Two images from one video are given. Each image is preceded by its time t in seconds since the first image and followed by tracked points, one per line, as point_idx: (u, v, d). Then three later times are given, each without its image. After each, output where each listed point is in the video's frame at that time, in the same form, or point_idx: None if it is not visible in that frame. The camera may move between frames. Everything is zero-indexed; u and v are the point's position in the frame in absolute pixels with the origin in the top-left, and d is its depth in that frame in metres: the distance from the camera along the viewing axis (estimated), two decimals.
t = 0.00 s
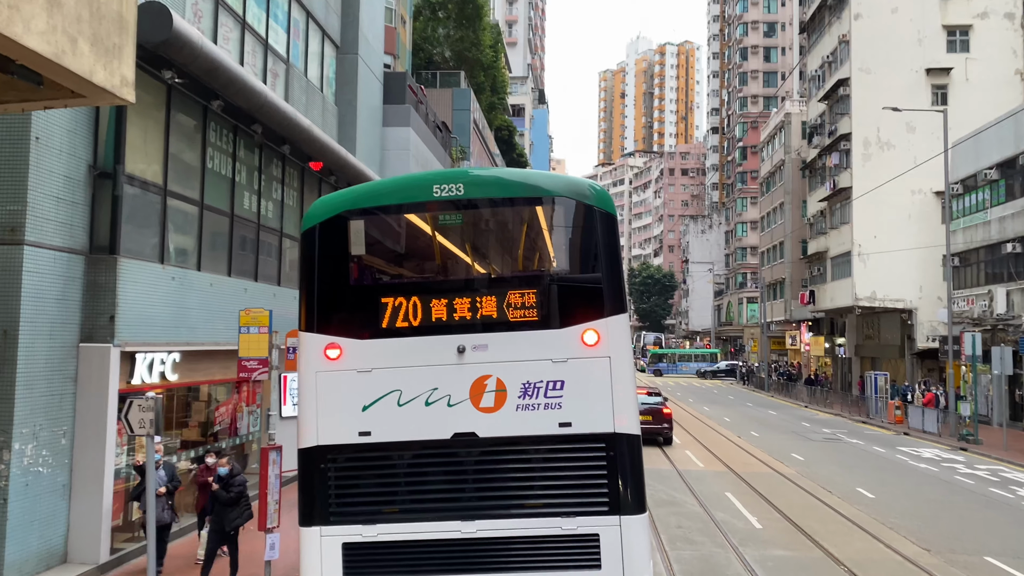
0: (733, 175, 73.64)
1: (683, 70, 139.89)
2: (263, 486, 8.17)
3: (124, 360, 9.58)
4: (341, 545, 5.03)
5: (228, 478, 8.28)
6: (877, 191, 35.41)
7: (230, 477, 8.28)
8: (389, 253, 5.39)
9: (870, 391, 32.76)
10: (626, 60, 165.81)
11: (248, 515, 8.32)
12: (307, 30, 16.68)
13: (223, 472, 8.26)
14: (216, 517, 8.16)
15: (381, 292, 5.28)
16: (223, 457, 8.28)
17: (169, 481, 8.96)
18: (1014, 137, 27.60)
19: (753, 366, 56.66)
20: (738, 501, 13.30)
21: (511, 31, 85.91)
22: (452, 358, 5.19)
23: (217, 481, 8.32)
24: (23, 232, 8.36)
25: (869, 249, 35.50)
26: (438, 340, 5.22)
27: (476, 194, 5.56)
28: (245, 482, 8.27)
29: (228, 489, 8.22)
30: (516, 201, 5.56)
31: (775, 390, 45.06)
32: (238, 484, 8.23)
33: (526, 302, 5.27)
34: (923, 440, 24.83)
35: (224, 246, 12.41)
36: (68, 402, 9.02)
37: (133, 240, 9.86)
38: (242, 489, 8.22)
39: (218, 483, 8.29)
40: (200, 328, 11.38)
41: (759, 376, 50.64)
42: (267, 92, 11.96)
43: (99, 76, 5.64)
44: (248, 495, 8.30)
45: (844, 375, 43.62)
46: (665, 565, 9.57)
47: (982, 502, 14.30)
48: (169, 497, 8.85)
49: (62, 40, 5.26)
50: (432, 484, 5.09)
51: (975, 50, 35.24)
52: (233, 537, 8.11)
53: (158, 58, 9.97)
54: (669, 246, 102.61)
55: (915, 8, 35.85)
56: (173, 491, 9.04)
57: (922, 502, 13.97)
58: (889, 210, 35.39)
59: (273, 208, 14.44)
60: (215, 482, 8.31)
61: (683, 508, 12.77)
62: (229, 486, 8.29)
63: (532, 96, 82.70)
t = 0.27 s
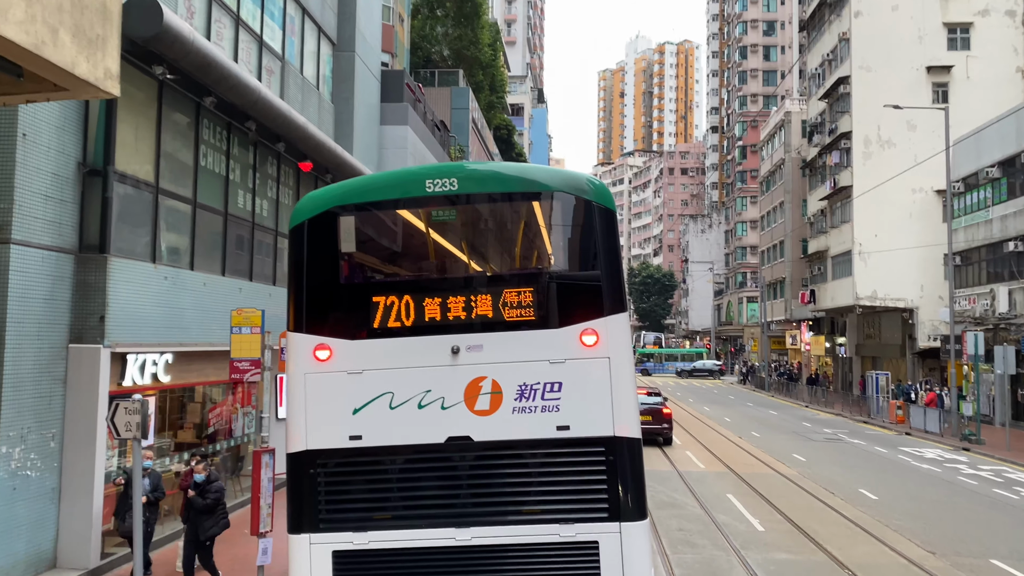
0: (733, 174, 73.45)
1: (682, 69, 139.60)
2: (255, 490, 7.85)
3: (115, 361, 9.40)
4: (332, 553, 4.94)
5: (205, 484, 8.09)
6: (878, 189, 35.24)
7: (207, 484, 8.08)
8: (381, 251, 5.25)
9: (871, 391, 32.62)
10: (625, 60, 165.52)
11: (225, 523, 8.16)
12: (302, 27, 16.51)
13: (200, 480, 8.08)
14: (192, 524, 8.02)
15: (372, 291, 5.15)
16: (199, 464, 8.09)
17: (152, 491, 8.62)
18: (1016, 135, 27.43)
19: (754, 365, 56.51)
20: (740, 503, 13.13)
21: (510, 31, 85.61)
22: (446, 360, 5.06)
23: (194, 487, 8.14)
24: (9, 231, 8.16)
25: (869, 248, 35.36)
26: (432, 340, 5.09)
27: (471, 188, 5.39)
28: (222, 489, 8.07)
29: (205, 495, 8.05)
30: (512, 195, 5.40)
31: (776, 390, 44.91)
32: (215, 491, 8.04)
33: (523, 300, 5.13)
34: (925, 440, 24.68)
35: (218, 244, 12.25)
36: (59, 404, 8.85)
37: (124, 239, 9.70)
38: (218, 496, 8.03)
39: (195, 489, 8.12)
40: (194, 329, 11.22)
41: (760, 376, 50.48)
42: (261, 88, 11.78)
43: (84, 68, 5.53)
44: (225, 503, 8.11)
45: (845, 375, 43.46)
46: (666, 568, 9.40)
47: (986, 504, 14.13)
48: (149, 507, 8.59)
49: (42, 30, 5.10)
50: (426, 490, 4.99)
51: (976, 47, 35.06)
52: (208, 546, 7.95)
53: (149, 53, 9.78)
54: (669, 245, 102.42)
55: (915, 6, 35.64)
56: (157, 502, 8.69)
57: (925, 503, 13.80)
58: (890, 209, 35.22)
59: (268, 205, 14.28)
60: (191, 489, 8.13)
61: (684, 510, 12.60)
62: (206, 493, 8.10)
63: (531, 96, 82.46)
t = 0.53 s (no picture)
0: (732, 174, 73.27)
1: (682, 69, 139.45)
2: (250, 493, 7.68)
3: (107, 362, 9.26)
4: (324, 559, 4.84)
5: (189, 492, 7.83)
6: (879, 189, 35.13)
7: (190, 493, 7.82)
8: (374, 249, 5.13)
9: (872, 391, 32.47)
10: (625, 59, 165.37)
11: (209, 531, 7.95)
12: (300, 26, 16.39)
13: (182, 488, 7.78)
14: (175, 531, 7.85)
15: (365, 290, 5.03)
16: (181, 473, 7.75)
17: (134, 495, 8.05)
18: (1018, 134, 27.29)
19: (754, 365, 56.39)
20: (741, 505, 12.99)
21: (509, 30, 85.41)
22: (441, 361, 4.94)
23: (177, 494, 7.89)
24: None
25: (870, 248, 35.24)
26: (426, 341, 4.97)
27: (468, 184, 5.26)
28: (207, 498, 7.86)
29: (188, 504, 7.83)
30: (510, 192, 5.28)
31: (776, 390, 44.80)
32: (199, 499, 7.82)
33: (520, 300, 5.01)
34: (927, 441, 24.58)
35: (213, 243, 12.13)
36: (51, 405, 8.72)
37: (117, 238, 9.57)
38: (203, 504, 7.82)
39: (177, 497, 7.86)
40: (188, 329, 11.08)
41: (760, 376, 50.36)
42: (257, 86, 11.66)
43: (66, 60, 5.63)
44: (209, 511, 7.90)
45: (846, 375, 43.35)
46: (665, 571, 9.27)
47: (990, 505, 14.00)
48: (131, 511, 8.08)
49: (26, 23, 5.21)
50: (421, 495, 4.88)
51: (977, 46, 34.94)
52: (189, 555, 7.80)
53: (142, 50, 9.65)
54: (668, 245, 102.32)
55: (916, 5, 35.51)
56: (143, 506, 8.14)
57: (928, 505, 13.68)
58: (891, 209, 35.10)
59: (265, 204, 14.15)
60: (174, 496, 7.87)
61: (685, 512, 12.47)
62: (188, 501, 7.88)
63: (530, 96, 82.33)
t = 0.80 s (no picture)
0: (732, 175, 73.19)
1: (681, 69, 139.44)
2: (246, 495, 7.57)
3: (102, 362, 9.16)
4: (318, 563, 4.76)
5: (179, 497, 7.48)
6: (879, 189, 35.06)
7: (180, 498, 7.46)
8: (371, 248, 5.03)
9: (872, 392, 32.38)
10: (624, 60, 165.27)
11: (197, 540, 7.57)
12: (299, 25, 16.32)
13: (171, 493, 7.41)
14: (161, 540, 7.46)
15: (361, 289, 4.94)
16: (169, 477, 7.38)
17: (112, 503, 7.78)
18: (1019, 133, 27.19)
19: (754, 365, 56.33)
20: (743, 506, 12.90)
21: (509, 30, 85.31)
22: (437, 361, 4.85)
23: (165, 500, 7.50)
24: None
25: (871, 248, 35.16)
26: (424, 341, 4.88)
27: (466, 181, 5.17)
28: (196, 503, 7.51)
29: (177, 509, 7.46)
30: (509, 189, 5.18)
31: (776, 390, 44.71)
32: (188, 505, 7.47)
33: (519, 299, 4.92)
34: (928, 441, 24.54)
35: (210, 242, 12.03)
36: (45, 405, 8.63)
37: (112, 237, 9.48)
38: (192, 510, 7.46)
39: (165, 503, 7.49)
40: (184, 329, 10.99)
41: (759, 376, 50.28)
42: (254, 84, 11.57)
43: (57, 56, 5.94)
44: (199, 518, 7.53)
45: (846, 375, 43.28)
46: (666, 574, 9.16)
47: (993, 507, 13.89)
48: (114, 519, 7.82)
49: (16, 16, 5.49)
50: (418, 498, 4.79)
51: (978, 46, 34.85)
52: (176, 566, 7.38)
53: (138, 47, 9.55)
54: (668, 246, 102.27)
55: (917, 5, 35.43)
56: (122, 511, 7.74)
57: (930, 506, 13.58)
58: (891, 209, 35.02)
59: (262, 203, 14.06)
60: (162, 502, 7.49)
61: (685, 513, 12.37)
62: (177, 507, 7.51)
63: (530, 96, 82.22)
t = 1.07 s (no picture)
0: (732, 175, 73.13)
1: (681, 70, 139.42)
2: (243, 496, 7.51)
3: (99, 362, 9.10)
4: (315, 565, 4.70)
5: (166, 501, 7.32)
6: (879, 189, 35.00)
7: (167, 503, 7.30)
8: (368, 246, 4.96)
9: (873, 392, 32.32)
10: (624, 60, 165.14)
11: (188, 546, 7.34)
12: (298, 24, 16.27)
13: (158, 497, 7.26)
14: (150, 548, 7.26)
15: (359, 287, 4.87)
16: (155, 480, 7.26)
17: (94, 502, 7.42)
18: (1020, 134, 27.14)
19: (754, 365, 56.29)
20: (743, 507, 12.84)
21: (509, 30, 85.24)
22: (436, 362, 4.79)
23: (152, 506, 7.36)
24: None
25: (871, 248, 35.09)
26: (422, 341, 4.82)
27: (465, 178, 5.11)
28: (185, 508, 7.33)
29: (165, 515, 7.28)
30: (509, 186, 5.12)
31: (776, 390, 44.65)
32: (176, 511, 7.29)
33: (519, 299, 4.86)
34: (929, 441, 24.49)
35: (209, 241, 11.96)
36: (41, 406, 8.55)
37: (109, 236, 9.42)
38: (180, 516, 7.27)
39: (152, 509, 7.35)
40: (182, 329, 10.92)
41: (759, 376, 50.23)
42: (252, 82, 11.51)
43: (50, 52, 6.00)
44: (188, 524, 7.34)
45: (846, 376, 43.23)
46: None
47: (994, 507, 13.83)
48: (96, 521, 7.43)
49: (9, 12, 5.53)
50: (416, 501, 4.73)
51: (979, 46, 34.79)
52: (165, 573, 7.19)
53: (136, 45, 9.50)
54: (668, 246, 102.23)
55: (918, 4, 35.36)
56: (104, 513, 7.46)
57: (932, 507, 13.52)
58: (892, 209, 34.95)
59: (260, 203, 14.00)
60: (149, 508, 7.34)
61: (686, 514, 12.31)
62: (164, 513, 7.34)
63: (530, 96, 82.15)
